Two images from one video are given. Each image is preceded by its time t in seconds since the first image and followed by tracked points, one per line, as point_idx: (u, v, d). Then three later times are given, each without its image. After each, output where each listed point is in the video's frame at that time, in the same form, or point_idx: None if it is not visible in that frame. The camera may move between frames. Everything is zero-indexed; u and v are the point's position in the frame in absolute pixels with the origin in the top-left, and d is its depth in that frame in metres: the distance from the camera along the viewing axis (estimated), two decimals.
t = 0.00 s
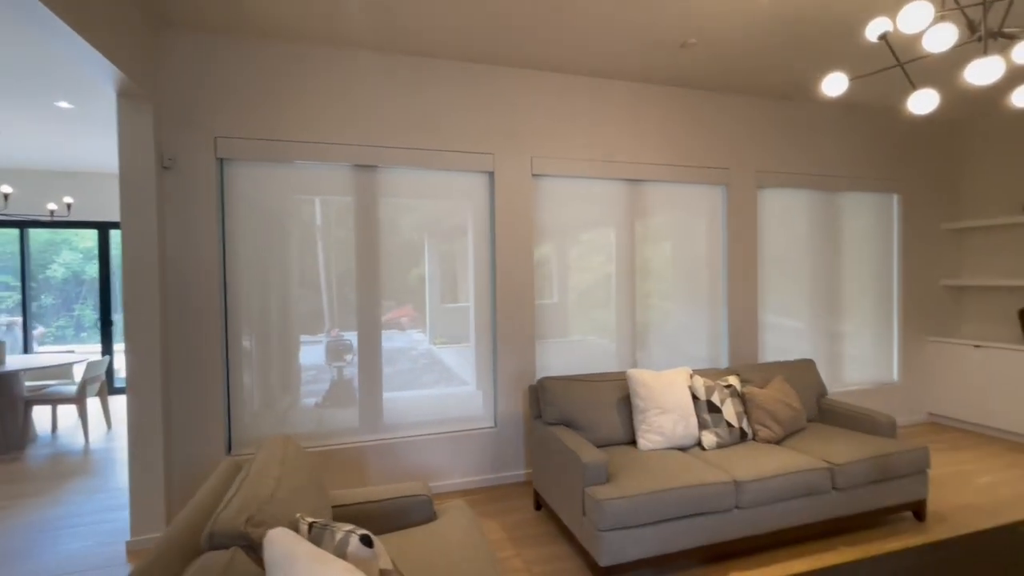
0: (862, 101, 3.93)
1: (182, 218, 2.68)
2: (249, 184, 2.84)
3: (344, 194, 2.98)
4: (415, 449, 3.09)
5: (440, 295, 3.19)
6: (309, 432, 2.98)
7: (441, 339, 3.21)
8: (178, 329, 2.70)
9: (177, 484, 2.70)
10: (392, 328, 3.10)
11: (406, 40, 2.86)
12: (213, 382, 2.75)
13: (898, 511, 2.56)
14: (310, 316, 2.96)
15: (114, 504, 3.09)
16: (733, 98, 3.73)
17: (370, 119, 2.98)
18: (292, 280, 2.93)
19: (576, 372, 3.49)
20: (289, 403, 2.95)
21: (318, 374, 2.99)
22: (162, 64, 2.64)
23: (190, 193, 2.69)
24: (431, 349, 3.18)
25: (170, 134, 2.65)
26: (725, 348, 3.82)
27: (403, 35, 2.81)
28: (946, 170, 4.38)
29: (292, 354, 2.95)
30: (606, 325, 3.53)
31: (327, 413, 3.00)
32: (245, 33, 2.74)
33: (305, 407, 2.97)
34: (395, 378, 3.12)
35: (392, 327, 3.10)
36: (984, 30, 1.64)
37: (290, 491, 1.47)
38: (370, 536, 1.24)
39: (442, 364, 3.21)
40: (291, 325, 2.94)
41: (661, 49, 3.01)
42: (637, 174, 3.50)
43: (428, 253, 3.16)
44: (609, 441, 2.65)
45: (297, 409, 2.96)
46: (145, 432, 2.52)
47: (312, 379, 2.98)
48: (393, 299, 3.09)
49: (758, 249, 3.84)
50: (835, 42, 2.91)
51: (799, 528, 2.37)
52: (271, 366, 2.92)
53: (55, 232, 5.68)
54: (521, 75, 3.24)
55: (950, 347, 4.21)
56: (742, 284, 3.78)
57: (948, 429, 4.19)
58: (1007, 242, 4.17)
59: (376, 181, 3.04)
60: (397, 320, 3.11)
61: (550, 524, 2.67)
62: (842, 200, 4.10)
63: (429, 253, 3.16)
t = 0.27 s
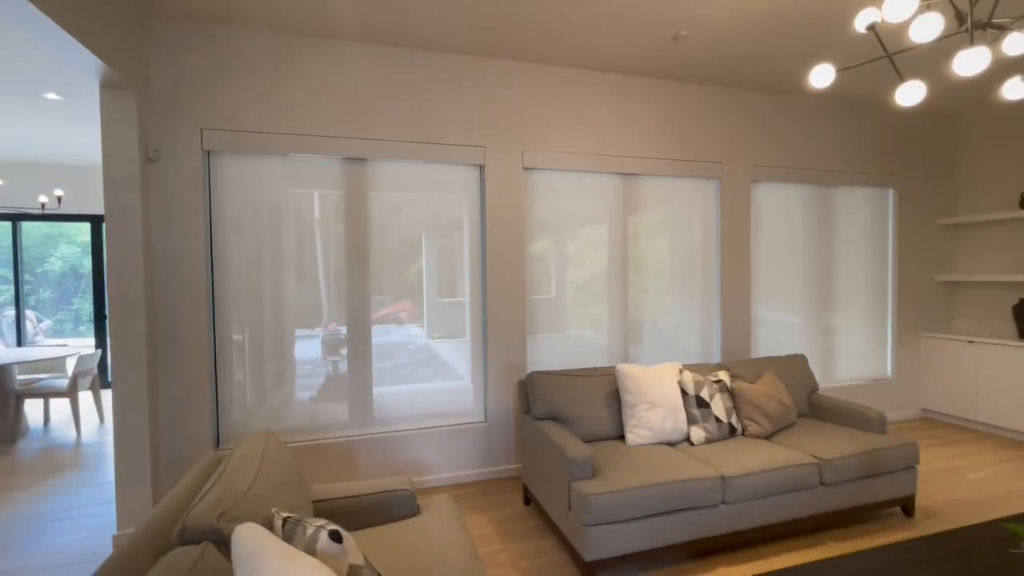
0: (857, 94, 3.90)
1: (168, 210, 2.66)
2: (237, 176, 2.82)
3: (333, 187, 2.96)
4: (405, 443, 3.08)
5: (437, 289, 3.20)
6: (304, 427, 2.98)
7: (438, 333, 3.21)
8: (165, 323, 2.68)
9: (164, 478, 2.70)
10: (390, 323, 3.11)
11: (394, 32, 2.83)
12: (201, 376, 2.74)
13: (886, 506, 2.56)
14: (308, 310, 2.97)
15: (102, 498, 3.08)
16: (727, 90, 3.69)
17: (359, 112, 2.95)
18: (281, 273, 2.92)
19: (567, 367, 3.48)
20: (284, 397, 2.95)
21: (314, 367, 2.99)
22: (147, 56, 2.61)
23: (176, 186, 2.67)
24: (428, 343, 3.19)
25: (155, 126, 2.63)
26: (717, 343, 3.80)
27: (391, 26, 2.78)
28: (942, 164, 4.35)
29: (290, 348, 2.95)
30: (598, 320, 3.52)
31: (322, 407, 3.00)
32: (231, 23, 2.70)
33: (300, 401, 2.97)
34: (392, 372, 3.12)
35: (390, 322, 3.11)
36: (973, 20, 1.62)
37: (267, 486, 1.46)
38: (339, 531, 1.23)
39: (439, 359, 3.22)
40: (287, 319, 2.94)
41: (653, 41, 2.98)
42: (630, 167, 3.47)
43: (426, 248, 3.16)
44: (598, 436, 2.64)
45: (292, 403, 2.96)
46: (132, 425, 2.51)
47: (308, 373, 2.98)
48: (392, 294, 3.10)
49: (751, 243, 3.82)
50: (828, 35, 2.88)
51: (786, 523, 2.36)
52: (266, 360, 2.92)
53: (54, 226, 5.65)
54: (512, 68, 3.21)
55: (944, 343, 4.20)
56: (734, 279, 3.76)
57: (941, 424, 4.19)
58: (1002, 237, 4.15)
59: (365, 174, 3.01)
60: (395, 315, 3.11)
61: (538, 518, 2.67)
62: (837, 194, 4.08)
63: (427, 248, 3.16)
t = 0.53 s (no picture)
0: (851, 89, 3.88)
1: (155, 205, 2.65)
2: (225, 170, 2.80)
3: (322, 181, 2.95)
4: (396, 438, 3.09)
5: (433, 284, 3.19)
6: (299, 421, 2.98)
7: (435, 328, 3.21)
8: (153, 318, 2.68)
9: (153, 473, 2.70)
10: (388, 318, 3.11)
11: (382, 24, 2.81)
12: (189, 371, 2.73)
13: (873, 501, 2.57)
14: (306, 305, 2.96)
15: (91, 492, 3.09)
16: (719, 85, 3.68)
17: (347, 106, 2.93)
18: (270, 268, 2.90)
19: (558, 362, 3.48)
20: (279, 392, 2.95)
21: (309, 363, 2.99)
22: (132, 49, 2.59)
23: (163, 180, 2.65)
24: (425, 338, 3.19)
25: (142, 120, 2.61)
26: (709, 338, 3.81)
27: (379, 19, 2.75)
28: (936, 159, 4.35)
29: (287, 343, 2.95)
30: (589, 315, 3.51)
31: (317, 402, 3.01)
32: (217, 15, 2.68)
33: (295, 396, 2.97)
34: (389, 367, 3.13)
35: (389, 317, 3.11)
36: (958, 13, 1.61)
37: (247, 480, 1.46)
38: (311, 525, 1.23)
39: (436, 354, 3.22)
40: (281, 314, 2.93)
41: (644, 35, 2.97)
42: (622, 162, 3.46)
43: (423, 244, 3.16)
44: (586, 431, 2.65)
45: (286, 398, 2.96)
46: (120, 420, 2.51)
47: (303, 368, 2.98)
48: (393, 288, 3.11)
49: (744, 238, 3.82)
50: (819, 28, 2.86)
51: (772, 518, 2.37)
52: (257, 355, 2.91)
53: (49, 220, 5.63)
54: (502, 61, 3.19)
55: (936, 338, 4.21)
56: (726, 275, 3.76)
57: (932, 420, 4.20)
58: (994, 233, 4.15)
59: (354, 168, 3.00)
60: (394, 310, 3.12)
61: (526, 513, 2.68)
62: (831, 189, 4.07)
63: (424, 243, 3.16)
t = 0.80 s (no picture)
0: (843, 85, 3.88)
1: (145, 201, 2.64)
2: (216, 166, 2.80)
3: (313, 178, 2.95)
4: (388, 433, 3.10)
5: (430, 281, 3.20)
6: (295, 417, 3.00)
7: (432, 325, 3.23)
8: (144, 314, 2.68)
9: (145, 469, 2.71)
10: (386, 314, 3.13)
11: (372, 20, 2.80)
12: (181, 368, 2.74)
13: (860, 495, 2.59)
14: (303, 302, 2.98)
15: (83, 488, 3.10)
16: (712, 81, 3.68)
17: (338, 102, 2.92)
18: (262, 265, 2.90)
19: (550, 358, 3.49)
20: (274, 388, 2.96)
21: (305, 359, 2.99)
22: (120, 44, 2.57)
23: (153, 176, 2.65)
24: (422, 334, 3.21)
25: (131, 116, 2.61)
26: (701, 334, 3.82)
27: (369, 15, 2.75)
28: (928, 155, 4.35)
29: (283, 339, 2.96)
30: (581, 312, 3.52)
31: (312, 398, 3.02)
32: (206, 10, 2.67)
33: (291, 392, 2.98)
34: (385, 363, 3.14)
35: (386, 314, 3.13)
36: (941, 10, 1.62)
37: (234, 475, 1.47)
38: (291, 520, 1.27)
39: (432, 350, 3.23)
40: (275, 310, 2.94)
41: (635, 31, 2.97)
42: (615, 159, 3.46)
43: (420, 240, 3.17)
44: (576, 426, 2.66)
45: (282, 394, 2.97)
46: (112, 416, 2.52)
47: (299, 364, 2.99)
48: (392, 284, 3.13)
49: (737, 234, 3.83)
50: (809, 24, 2.86)
51: (760, 512, 2.39)
52: (252, 352, 2.92)
53: (43, 216, 5.61)
54: (494, 57, 3.18)
55: (927, 334, 4.23)
56: (719, 271, 3.77)
57: (923, 415, 4.23)
58: (986, 229, 4.16)
59: (346, 164, 2.99)
60: (392, 305, 3.13)
61: (516, 508, 2.69)
62: (824, 185, 4.08)
63: (421, 240, 3.17)
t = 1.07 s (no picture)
0: (836, 82, 3.89)
1: (137, 200, 2.65)
2: (209, 165, 2.80)
3: (306, 175, 2.95)
4: (383, 430, 3.11)
5: (426, 278, 3.22)
6: (291, 414, 3.01)
7: (429, 322, 3.24)
8: (137, 312, 2.68)
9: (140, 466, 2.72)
10: (383, 312, 3.14)
11: (364, 18, 2.80)
12: (175, 366, 2.75)
13: (850, 490, 2.61)
14: (301, 299, 2.99)
15: (77, 486, 3.11)
16: (705, 78, 3.68)
17: (331, 100, 2.92)
18: (256, 263, 2.91)
19: (544, 355, 3.50)
20: (270, 385, 2.97)
21: (301, 357, 3.01)
22: (111, 42, 2.57)
23: (145, 175, 2.65)
24: (419, 332, 3.22)
25: (123, 115, 2.61)
26: (695, 331, 3.84)
27: (361, 13, 2.75)
28: (921, 152, 4.37)
29: (279, 337, 2.97)
30: (575, 309, 3.53)
31: (308, 395, 3.03)
32: (197, 8, 2.66)
33: (287, 389, 3.00)
34: (382, 360, 3.16)
35: (383, 311, 3.14)
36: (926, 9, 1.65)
37: (224, 472, 1.48)
38: (278, 516, 1.28)
39: (428, 347, 3.25)
40: (270, 308, 2.94)
41: (627, 29, 2.97)
42: (609, 156, 3.47)
43: (417, 238, 3.18)
44: (569, 423, 2.68)
45: (278, 392, 2.98)
46: (105, 414, 2.53)
47: (295, 362, 3.00)
48: (390, 281, 3.14)
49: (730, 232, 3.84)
50: (800, 22, 2.87)
51: (750, 507, 2.41)
52: (247, 349, 2.93)
53: (41, 214, 5.60)
54: (486, 55, 3.18)
55: (920, 330, 4.26)
56: (712, 268, 3.78)
57: (915, 411, 4.26)
58: (978, 226, 4.18)
59: (339, 162, 3.00)
60: (389, 303, 3.15)
61: (509, 504, 2.71)
62: (818, 182, 4.10)
63: (417, 238, 3.18)
